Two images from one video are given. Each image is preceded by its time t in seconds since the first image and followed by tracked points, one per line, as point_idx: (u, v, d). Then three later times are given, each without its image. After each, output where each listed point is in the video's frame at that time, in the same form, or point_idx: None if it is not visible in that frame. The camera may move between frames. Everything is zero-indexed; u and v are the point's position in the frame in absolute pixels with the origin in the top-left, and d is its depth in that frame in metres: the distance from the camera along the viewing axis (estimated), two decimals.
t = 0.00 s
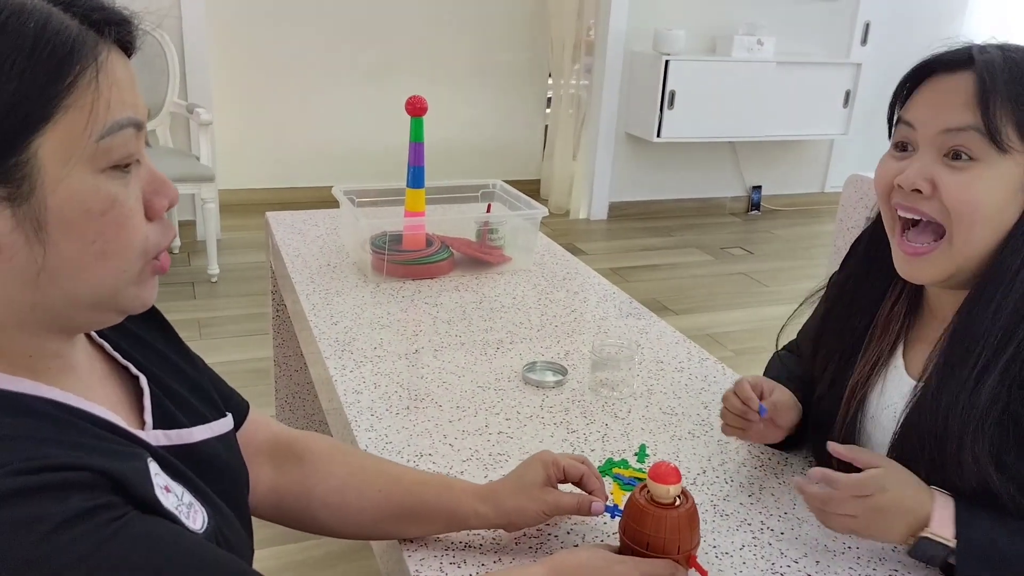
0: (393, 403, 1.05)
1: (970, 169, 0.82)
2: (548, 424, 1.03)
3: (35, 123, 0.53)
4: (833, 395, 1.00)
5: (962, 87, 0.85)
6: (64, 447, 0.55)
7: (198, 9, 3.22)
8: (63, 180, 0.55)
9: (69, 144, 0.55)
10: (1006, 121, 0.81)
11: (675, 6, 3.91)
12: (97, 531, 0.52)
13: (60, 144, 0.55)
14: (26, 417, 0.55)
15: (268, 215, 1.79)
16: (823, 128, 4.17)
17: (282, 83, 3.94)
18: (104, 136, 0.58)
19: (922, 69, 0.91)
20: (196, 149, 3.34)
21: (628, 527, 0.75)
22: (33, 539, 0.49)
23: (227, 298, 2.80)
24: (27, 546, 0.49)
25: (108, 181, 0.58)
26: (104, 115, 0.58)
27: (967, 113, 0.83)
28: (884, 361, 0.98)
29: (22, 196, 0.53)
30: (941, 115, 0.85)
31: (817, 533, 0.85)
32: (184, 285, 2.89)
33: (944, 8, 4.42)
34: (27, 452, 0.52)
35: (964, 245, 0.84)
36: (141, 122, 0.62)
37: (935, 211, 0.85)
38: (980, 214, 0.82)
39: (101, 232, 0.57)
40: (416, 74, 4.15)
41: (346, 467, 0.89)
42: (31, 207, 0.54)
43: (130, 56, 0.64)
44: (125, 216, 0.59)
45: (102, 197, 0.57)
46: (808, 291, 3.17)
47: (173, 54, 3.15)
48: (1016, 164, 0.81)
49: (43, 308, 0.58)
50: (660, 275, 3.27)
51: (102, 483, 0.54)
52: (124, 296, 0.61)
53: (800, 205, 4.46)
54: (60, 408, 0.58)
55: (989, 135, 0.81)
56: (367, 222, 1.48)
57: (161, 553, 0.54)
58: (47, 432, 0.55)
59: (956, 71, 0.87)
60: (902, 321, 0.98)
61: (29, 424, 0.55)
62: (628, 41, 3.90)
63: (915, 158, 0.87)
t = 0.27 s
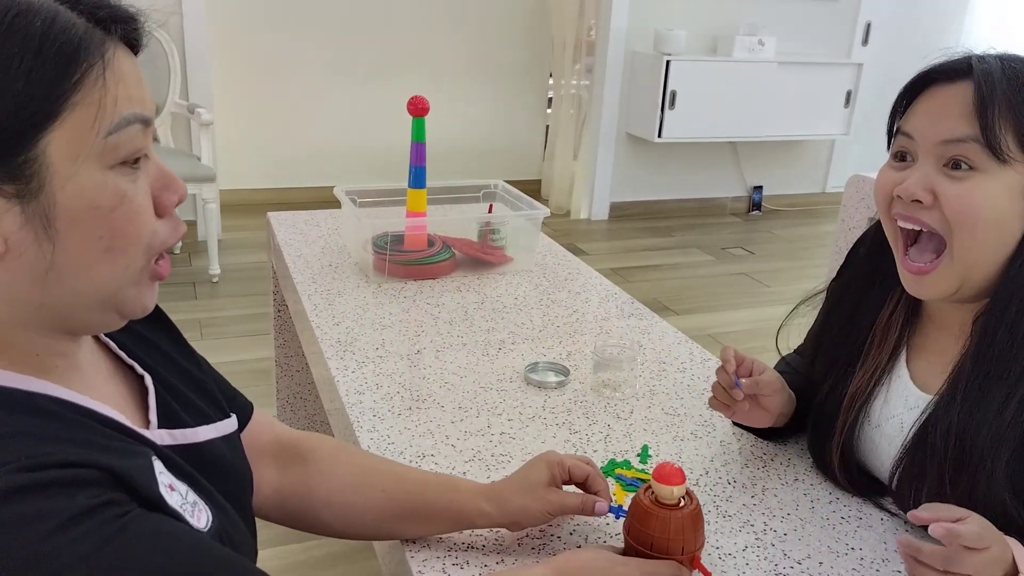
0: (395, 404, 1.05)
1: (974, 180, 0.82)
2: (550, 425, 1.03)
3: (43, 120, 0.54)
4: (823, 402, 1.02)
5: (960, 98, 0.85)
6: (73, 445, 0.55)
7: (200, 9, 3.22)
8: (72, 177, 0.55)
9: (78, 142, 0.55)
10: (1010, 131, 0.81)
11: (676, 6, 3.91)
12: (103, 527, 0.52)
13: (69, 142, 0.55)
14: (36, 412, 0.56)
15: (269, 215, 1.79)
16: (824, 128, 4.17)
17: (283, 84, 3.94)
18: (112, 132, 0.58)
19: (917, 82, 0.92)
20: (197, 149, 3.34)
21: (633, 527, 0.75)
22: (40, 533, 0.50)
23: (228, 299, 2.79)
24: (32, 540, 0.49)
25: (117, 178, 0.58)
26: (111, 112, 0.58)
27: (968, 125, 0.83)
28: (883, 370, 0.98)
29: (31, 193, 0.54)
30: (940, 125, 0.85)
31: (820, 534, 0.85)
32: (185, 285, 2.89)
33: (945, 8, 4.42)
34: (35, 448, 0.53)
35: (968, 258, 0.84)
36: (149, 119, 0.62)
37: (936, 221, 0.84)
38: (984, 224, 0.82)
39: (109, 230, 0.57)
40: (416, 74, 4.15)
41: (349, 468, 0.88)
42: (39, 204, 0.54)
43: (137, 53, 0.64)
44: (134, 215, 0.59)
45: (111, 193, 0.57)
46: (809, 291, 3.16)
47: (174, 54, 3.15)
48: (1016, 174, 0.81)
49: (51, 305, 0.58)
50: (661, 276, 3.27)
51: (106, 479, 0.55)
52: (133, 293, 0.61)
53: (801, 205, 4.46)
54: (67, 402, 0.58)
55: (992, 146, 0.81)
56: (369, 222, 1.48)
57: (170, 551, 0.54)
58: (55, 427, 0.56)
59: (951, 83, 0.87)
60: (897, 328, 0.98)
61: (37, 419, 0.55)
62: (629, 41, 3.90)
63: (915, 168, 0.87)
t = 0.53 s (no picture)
0: (395, 406, 1.04)
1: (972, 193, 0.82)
2: (551, 426, 1.02)
3: (49, 122, 0.53)
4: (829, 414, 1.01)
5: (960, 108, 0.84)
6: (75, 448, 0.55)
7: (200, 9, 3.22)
8: (77, 178, 0.55)
9: (83, 144, 0.55)
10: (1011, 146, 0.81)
11: (677, 6, 3.91)
12: (105, 527, 0.52)
13: (75, 144, 0.55)
14: (38, 415, 0.55)
15: (269, 215, 1.78)
16: (825, 129, 4.17)
17: (283, 84, 3.94)
18: (117, 137, 0.58)
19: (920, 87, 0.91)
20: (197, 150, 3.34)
21: (635, 529, 0.75)
22: (45, 532, 0.49)
23: (228, 299, 2.79)
24: (35, 540, 0.49)
25: (121, 181, 0.58)
26: (117, 117, 0.58)
27: (967, 138, 0.83)
28: (891, 369, 0.99)
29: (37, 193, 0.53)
30: (943, 138, 0.84)
31: (822, 536, 0.84)
32: (185, 286, 2.89)
33: (946, 9, 4.42)
34: (38, 449, 0.52)
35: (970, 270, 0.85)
36: (153, 123, 0.62)
37: (941, 231, 0.85)
38: (988, 234, 0.82)
39: (113, 231, 0.57)
40: (416, 75, 4.15)
41: (351, 470, 0.88)
42: (44, 206, 0.54)
43: (144, 59, 0.64)
44: (138, 215, 0.59)
45: (115, 196, 0.57)
46: (810, 292, 3.16)
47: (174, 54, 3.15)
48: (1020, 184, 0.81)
49: (53, 308, 0.58)
50: (662, 276, 3.27)
51: (108, 479, 0.54)
52: (134, 296, 0.61)
53: (801, 206, 4.46)
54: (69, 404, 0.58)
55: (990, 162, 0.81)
56: (369, 224, 1.47)
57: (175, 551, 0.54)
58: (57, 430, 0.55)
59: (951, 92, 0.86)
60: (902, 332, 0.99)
61: (38, 420, 0.55)
62: (630, 41, 3.89)
63: (918, 179, 0.87)
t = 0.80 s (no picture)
0: (395, 404, 1.04)
1: None
2: (552, 425, 1.02)
3: (57, 125, 0.53)
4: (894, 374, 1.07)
5: None
6: (85, 442, 0.54)
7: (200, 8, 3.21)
8: (83, 181, 0.55)
9: (91, 147, 0.55)
10: None
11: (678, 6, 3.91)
12: (108, 525, 0.52)
13: (83, 147, 0.55)
14: (46, 411, 0.55)
15: (270, 214, 1.78)
16: (826, 128, 4.17)
17: (284, 84, 3.94)
18: (125, 141, 0.57)
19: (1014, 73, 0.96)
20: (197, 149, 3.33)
21: (636, 529, 0.74)
22: (49, 530, 0.49)
23: (228, 299, 2.79)
24: (41, 537, 0.48)
25: (128, 183, 0.57)
26: (127, 120, 0.57)
27: None
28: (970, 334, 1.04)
29: (42, 195, 0.53)
30: None
31: (824, 536, 0.84)
32: (186, 285, 2.89)
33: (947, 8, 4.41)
34: (45, 442, 0.52)
35: None
36: (164, 125, 0.61)
37: None
38: None
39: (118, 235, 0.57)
40: (417, 75, 4.15)
41: (352, 469, 0.88)
42: (49, 207, 0.54)
43: (155, 61, 0.63)
44: (145, 214, 0.58)
45: (120, 197, 0.57)
46: (811, 292, 3.16)
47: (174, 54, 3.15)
48: None
49: (60, 306, 0.58)
50: (663, 276, 3.27)
51: (115, 478, 0.54)
52: (139, 296, 0.60)
53: (802, 206, 4.46)
54: (73, 399, 0.57)
55: None
56: (370, 222, 1.47)
57: (179, 550, 0.53)
58: (66, 425, 0.55)
59: None
60: (987, 299, 1.05)
61: (48, 417, 0.55)
62: (631, 41, 3.89)
63: None
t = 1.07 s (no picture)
0: (401, 403, 1.04)
1: None
2: (558, 424, 1.02)
3: (77, 124, 0.53)
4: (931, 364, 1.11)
5: None
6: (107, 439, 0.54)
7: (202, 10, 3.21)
8: (100, 182, 0.55)
9: (110, 146, 0.55)
10: None
11: (680, 6, 3.90)
12: (131, 520, 0.51)
13: (103, 146, 0.54)
14: (65, 406, 0.55)
15: (273, 213, 1.78)
16: (828, 128, 4.16)
17: (285, 84, 3.94)
18: (145, 141, 0.57)
19: None
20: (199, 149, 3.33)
21: (646, 529, 0.75)
22: (68, 526, 0.49)
23: (231, 298, 2.79)
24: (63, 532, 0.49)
25: (145, 184, 0.57)
26: (147, 121, 0.56)
27: None
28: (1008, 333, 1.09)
29: (59, 194, 0.53)
30: None
31: (831, 534, 0.84)
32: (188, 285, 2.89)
33: (949, 8, 4.40)
34: (65, 437, 0.52)
35: None
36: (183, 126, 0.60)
37: None
38: None
39: (133, 235, 0.57)
40: (418, 75, 4.14)
41: (360, 468, 0.88)
42: (65, 205, 0.54)
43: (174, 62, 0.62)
44: (162, 215, 0.58)
45: (137, 197, 0.56)
46: (813, 292, 3.16)
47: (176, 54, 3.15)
48: None
49: (76, 304, 0.58)
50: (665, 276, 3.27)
51: (134, 472, 0.54)
52: (154, 296, 0.60)
53: (804, 206, 4.45)
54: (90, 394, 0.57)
55: None
56: (374, 221, 1.47)
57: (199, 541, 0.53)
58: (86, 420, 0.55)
59: None
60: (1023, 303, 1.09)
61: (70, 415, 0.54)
62: (632, 40, 3.89)
63: None
